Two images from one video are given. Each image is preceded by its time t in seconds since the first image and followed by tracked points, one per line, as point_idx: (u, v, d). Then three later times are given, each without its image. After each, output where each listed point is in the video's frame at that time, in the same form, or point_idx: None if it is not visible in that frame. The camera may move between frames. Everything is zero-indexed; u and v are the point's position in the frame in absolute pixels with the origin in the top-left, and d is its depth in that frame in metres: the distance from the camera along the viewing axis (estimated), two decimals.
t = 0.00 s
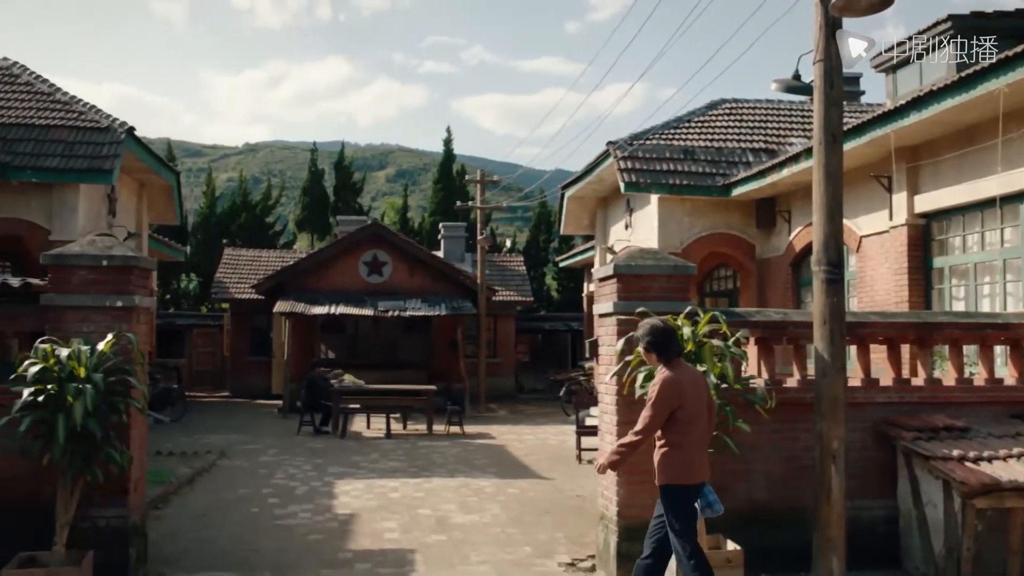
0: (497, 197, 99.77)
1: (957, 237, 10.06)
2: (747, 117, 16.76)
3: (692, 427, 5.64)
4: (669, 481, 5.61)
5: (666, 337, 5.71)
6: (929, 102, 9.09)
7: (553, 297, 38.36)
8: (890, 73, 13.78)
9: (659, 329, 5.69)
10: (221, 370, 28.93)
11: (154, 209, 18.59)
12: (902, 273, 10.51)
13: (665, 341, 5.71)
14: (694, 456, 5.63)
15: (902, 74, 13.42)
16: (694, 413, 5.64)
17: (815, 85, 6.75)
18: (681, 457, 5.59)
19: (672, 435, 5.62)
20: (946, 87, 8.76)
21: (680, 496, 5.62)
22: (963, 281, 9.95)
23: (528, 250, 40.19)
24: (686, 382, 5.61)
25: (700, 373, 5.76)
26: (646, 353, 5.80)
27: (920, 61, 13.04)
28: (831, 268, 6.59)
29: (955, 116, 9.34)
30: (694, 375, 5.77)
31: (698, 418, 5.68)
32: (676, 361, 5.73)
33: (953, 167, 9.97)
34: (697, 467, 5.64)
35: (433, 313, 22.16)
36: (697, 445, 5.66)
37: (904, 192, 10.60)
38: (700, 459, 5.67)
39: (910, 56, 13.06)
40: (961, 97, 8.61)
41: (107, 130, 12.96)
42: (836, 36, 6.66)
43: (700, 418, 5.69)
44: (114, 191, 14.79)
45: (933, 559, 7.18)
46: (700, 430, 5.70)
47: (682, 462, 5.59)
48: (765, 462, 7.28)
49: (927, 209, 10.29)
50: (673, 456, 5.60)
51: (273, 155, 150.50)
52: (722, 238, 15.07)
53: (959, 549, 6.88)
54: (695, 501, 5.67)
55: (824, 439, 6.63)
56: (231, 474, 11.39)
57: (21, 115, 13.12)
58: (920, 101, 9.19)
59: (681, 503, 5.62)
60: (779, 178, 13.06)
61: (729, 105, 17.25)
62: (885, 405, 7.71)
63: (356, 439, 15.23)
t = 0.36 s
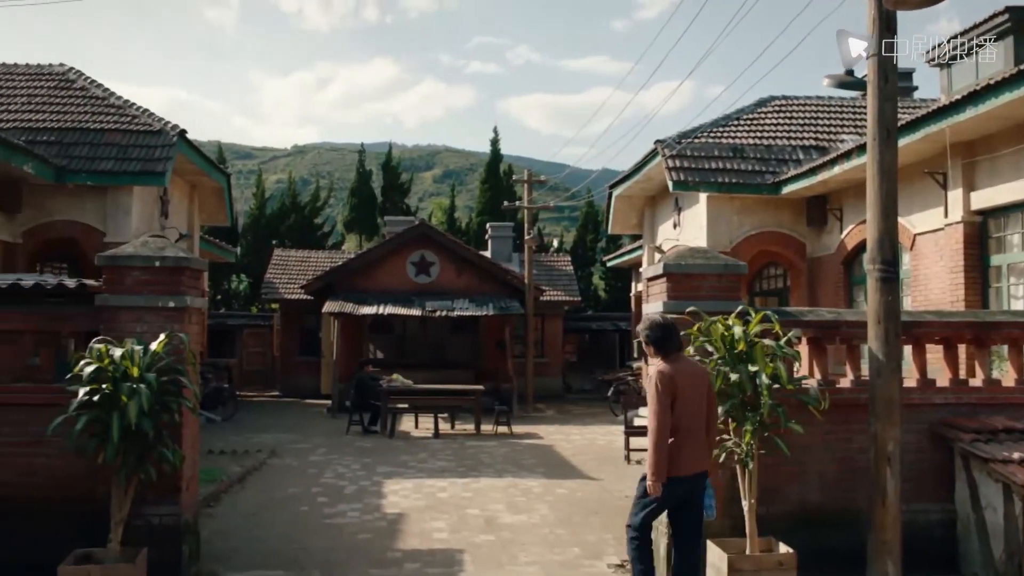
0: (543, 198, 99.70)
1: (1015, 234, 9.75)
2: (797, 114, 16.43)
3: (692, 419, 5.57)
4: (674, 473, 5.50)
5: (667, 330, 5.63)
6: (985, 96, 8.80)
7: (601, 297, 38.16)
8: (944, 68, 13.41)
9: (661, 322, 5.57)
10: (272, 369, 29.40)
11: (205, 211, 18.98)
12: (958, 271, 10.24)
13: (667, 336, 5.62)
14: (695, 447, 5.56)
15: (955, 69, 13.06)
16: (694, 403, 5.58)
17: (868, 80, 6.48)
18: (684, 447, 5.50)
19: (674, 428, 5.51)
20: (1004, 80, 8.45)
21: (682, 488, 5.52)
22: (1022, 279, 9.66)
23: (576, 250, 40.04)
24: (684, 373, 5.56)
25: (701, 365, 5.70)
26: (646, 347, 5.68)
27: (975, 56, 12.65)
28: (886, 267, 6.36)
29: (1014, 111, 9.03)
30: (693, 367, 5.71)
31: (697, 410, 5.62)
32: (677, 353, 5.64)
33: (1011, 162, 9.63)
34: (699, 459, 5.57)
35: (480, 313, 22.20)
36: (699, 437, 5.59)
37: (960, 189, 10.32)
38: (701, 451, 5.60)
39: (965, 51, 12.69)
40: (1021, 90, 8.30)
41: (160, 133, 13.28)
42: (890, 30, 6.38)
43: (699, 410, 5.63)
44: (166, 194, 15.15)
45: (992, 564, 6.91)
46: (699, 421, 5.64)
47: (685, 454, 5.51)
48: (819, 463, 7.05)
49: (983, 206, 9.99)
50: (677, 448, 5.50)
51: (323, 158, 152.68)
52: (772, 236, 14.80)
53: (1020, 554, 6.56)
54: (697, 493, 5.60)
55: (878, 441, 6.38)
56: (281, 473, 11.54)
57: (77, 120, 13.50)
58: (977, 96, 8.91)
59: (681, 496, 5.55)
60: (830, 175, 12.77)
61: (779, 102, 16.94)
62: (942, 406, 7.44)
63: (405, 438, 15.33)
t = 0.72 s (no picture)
0: (579, 197, 99.31)
1: None
2: (835, 111, 16.15)
3: (678, 414, 5.84)
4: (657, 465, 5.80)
5: (657, 331, 5.93)
6: None
7: (636, 297, 37.92)
8: (987, 62, 13.09)
9: (650, 322, 5.89)
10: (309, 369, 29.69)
11: (242, 212, 19.22)
12: (1002, 269, 10.02)
13: (658, 337, 5.92)
14: (680, 442, 5.84)
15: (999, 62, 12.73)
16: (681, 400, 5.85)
17: (909, 75, 6.30)
18: (667, 442, 5.78)
19: (659, 422, 5.80)
20: None
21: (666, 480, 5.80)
22: None
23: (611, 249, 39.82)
24: (671, 372, 5.86)
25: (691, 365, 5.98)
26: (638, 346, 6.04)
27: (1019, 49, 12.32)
28: (928, 266, 6.20)
29: None
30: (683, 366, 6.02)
31: (682, 406, 5.87)
32: (667, 352, 5.94)
33: None
34: (683, 453, 5.84)
35: (515, 313, 22.18)
36: (684, 432, 5.86)
37: (1004, 186, 10.07)
38: (686, 445, 5.88)
39: (1009, 44, 12.35)
40: None
41: (197, 135, 13.47)
42: (932, 24, 6.21)
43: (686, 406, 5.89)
44: (203, 195, 15.38)
45: None
46: (686, 417, 5.90)
47: (669, 447, 5.79)
48: (859, 465, 6.89)
49: None
50: (655, 442, 5.79)
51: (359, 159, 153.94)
52: (810, 235, 14.56)
53: None
54: (682, 485, 5.84)
55: (921, 443, 6.21)
56: (318, 473, 11.63)
57: (116, 123, 13.75)
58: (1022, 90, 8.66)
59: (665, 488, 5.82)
60: (869, 173, 12.53)
61: (817, 99, 16.66)
62: (987, 408, 7.23)
63: (440, 438, 15.37)
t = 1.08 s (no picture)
0: (602, 196, 99.03)
1: None
2: (860, 108, 15.95)
3: (670, 410, 5.89)
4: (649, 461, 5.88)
5: (653, 330, 6.08)
6: None
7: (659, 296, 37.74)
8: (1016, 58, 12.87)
9: (647, 321, 6.07)
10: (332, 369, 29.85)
11: (266, 212, 19.35)
12: None
13: (655, 336, 6.07)
14: (674, 438, 5.87)
15: None
16: (672, 396, 5.91)
17: (937, 72, 6.18)
18: (658, 437, 5.85)
19: (650, 418, 5.90)
20: None
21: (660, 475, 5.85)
22: None
23: (634, 249, 39.66)
24: (663, 368, 5.96)
25: (686, 362, 6.03)
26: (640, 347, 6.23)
27: None
28: (957, 265, 6.08)
29: None
30: (680, 364, 6.09)
31: (674, 403, 5.91)
32: (663, 351, 6.05)
33: None
34: (676, 449, 5.86)
35: (537, 313, 22.15)
36: (677, 428, 5.90)
37: None
38: (682, 441, 5.91)
39: None
40: None
41: (221, 136, 13.58)
42: (961, 20, 6.10)
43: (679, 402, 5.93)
44: (226, 196, 15.52)
45: None
46: (680, 413, 5.94)
47: (661, 442, 5.86)
48: (886, 466, 6.78)
49: None
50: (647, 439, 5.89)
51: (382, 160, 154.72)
52: (835, 235, 14.39)
53: None
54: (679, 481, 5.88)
55: (950, 444, 6.09)
56: (341, 472, 11.69)
57: (141, 125, 13.90)
58: None
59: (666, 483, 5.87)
60: (895, 171, 12.35)
61: (841, 97, 16.47)
62: (1017, 409, 7.09)
63: (462, 438, 15.39)
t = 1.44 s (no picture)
0: (617, 194, 98.81)
1: None
2: (876, 105, 15.82)
3: (670, 399, 6.42)
4: (648, 447, 6.38)
5: (659, 325, 6.63)
6: None
7: (674, 295, 37.60)
8: None
9: (654, 316, 6.64)
10: (346, 368, 29.96)
11: (280, 211, 19.43)
12: None
13: (660, 331, 6.61)
14: (673, 426, 6.39)
15: None
16: (672, 386, 6.43)
17: (955, 69, 6.10)
18: (657, 425, 6.37)
19: (650, 407, 6.42)
20: None
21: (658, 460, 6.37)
22: None
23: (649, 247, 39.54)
24: (665, 360, 6.50)
25: (687, 356, 6.55)
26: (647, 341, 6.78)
27: None
28: (976, 262, 6.01)
29: None
30: (683, 358, 6.61)
31: (674, 395, 6.44)
32: (668, 345, 6.59)
33: None
34: (673, 436, 6.36)
35: (551, 312, 22.10)
36: (676, 417, 6.41)
37: None
38: (681, 429, 6.43)
39: None
40: None
41: (234, 135, 13.63)
42: (980, 15, 6.02)
43: (678, 394, 6.46)
44: (240, 195, 15.60)
45: None
46: (680, 403, 6.46)
47: (661, 430, 6.36)
48: (904, 466, 6.70)
49: None
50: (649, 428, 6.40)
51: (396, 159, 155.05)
52: (851, 232, 14.27)
53: None
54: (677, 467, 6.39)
55: (968, 444, 6.02)
56: (354, 471, 11.72)
57: (155, 123, 13.98)
58: None
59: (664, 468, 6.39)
60: (911, 169, 12.23)
61: (857, 94, 16.33)
62: None
63: (475, 437, 15.39)
